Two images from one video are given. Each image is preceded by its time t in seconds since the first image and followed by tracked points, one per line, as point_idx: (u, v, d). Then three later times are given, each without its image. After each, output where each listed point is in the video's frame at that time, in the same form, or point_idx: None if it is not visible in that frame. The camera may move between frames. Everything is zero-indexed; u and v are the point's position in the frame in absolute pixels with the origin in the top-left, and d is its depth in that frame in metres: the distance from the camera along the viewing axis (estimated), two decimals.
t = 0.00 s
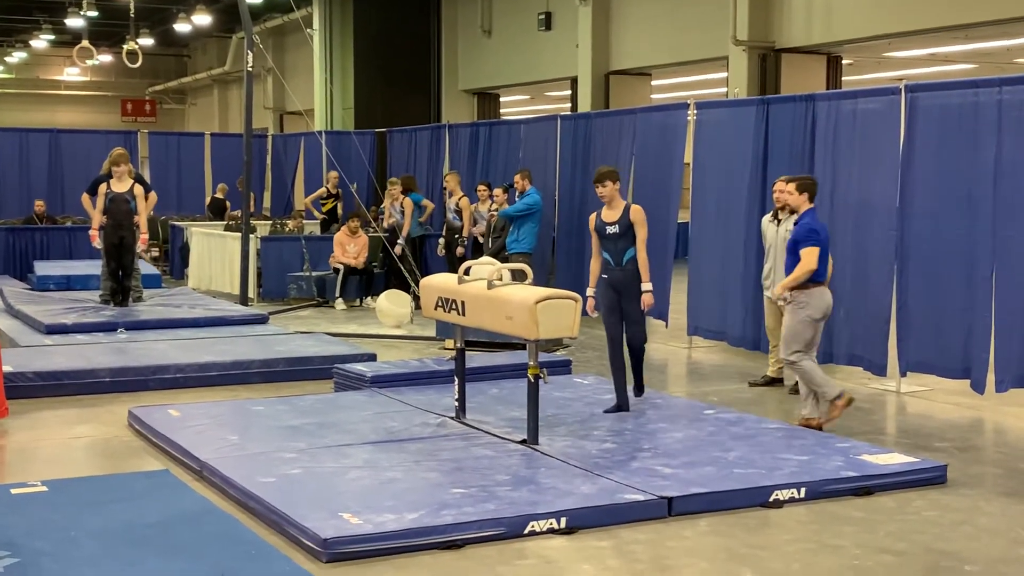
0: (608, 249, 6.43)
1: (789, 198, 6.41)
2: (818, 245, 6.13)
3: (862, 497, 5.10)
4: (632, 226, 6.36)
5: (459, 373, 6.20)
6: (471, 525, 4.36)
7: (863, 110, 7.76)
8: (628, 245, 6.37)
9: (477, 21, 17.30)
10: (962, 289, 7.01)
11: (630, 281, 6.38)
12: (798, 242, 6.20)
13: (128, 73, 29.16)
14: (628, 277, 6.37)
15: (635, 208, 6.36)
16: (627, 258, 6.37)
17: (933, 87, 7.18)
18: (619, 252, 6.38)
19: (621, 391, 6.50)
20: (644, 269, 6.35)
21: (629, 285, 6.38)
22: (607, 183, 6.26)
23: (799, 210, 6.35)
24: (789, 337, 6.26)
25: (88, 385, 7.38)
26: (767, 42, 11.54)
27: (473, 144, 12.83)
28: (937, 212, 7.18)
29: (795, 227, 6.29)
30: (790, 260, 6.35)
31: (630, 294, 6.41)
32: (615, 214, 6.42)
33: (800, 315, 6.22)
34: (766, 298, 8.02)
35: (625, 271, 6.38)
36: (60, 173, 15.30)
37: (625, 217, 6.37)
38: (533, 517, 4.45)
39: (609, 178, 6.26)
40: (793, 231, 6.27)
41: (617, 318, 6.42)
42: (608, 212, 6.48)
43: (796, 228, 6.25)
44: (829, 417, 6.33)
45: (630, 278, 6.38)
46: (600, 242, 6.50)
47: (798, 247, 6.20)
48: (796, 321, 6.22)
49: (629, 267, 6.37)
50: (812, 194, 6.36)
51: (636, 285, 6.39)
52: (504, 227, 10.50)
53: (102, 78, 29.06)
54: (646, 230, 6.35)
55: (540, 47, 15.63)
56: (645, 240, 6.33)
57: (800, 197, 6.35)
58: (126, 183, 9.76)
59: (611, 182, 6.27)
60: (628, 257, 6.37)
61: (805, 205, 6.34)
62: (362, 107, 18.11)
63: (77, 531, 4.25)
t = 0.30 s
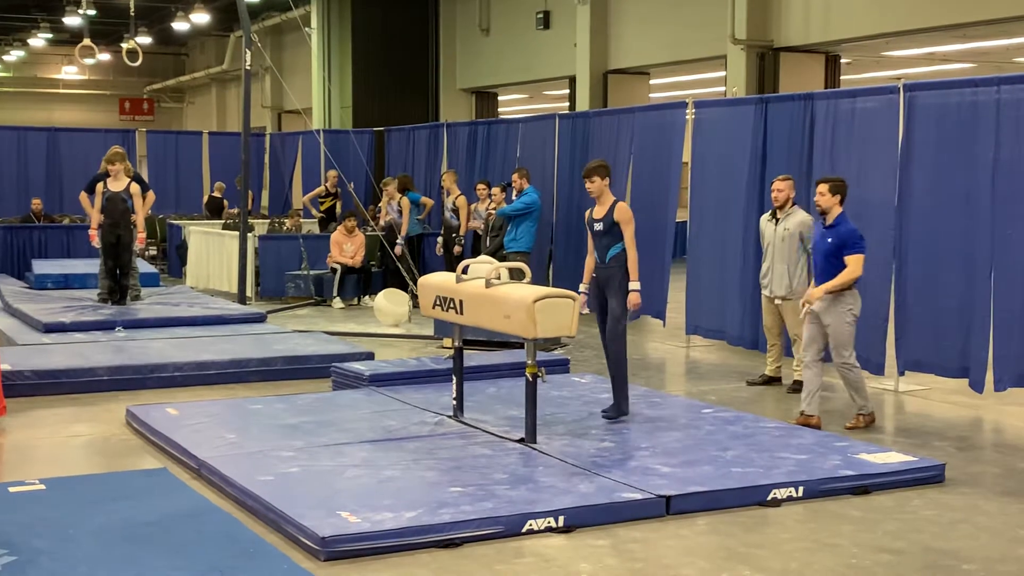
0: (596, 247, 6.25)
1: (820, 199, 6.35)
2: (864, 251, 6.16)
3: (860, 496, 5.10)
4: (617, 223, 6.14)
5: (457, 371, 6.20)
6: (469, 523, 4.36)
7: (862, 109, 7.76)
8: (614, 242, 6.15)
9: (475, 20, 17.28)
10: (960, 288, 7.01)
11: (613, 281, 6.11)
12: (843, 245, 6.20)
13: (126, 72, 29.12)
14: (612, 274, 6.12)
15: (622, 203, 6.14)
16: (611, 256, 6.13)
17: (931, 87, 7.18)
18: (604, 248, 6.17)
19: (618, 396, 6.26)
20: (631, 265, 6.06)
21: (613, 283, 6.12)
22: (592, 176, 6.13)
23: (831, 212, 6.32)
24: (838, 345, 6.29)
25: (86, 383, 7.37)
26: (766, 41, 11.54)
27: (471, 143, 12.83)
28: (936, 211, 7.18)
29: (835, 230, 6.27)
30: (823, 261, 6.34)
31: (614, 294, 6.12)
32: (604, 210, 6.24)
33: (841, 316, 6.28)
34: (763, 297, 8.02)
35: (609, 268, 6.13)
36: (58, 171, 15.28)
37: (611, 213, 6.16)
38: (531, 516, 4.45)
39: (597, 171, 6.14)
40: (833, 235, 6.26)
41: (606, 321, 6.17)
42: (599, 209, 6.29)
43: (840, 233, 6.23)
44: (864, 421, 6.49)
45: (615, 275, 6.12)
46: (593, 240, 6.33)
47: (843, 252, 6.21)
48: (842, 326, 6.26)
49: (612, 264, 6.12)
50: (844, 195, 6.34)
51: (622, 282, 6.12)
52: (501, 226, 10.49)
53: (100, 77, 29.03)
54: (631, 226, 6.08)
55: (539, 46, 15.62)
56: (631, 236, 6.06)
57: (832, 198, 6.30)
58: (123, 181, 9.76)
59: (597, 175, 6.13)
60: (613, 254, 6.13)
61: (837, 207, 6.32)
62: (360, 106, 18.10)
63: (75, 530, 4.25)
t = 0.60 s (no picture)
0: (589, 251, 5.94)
1: (844, 191, 6.40)
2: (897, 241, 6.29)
3: (859, 493, 5.10)
4: (603, 227, 5.80)
5: (457, 368, 6.19)
6: (469, 519, 4.36)
7: (861, 106, 7.75)
8: (600, 246, 5.82)
9: (475, 16, 17.25)
10: (960, 285, 7.01)
11: (597, 287, 5.79)
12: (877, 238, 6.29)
13: (125, 67, 29.10)
14: (596, 279, 5.80)
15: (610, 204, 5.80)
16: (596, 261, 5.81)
17: (931, 84, 7.18)
18: (592, 252, 5.86)
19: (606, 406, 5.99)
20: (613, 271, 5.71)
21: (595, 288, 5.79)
22: (585, 175, 5.89)
23: (856, 204, 6.39)
24: (863, 336, 6.38)
25: (85, 378, 7.38)
26: (766, 38, 11.53)
27: (471, 139, 12.82)
28: (936, 208, 7.17)
29: (863, 223, 6.36)
30: (851, 254, 6.41)
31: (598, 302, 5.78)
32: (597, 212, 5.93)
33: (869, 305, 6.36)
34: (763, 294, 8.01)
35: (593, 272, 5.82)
36: (57, 166, 15.27)
37: (599, 215, 5.82)
38: (530, 512, 4.45)
39: (591, 171, 5.88)
40: (864, 227, 6.34)
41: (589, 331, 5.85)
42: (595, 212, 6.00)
43: (871, 226, 6.33)
44: (864, 418, 6.50)
45: (599, 281, 5.79)
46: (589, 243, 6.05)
47: (878, 244, 6.30)
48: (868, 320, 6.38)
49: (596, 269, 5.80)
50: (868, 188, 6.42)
51: (605, 289, 5.77)
52: (502, 223, 10.52)
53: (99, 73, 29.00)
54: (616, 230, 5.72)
55: (539, 42, 15.60)
56: (615, 240, 5.70)
57: (858, 191, 6.36)
58: (121, 176, 9.78)
59: (590, 175, 5.87)
60: (598, 259, 5.80)
61: (861, 199, 6.39)
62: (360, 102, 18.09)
63: (75, 525, 4.25)
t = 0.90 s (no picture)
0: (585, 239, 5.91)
1: (857, 189, 6.44)
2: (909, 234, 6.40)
3: (857, 490, 5.11)
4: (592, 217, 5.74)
5: (455, 364, 6.18)
6: (468, 516, 4.36)
7: (861, 103, 7.75)
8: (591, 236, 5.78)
9: (474, 13, 17.22)
10: (958, 282, 7.01)
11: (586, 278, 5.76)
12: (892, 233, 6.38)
13: (124, 63, 29.09)
14: (586, 271, 5.78)
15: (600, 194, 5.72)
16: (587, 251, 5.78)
17: (930, 81, 7.18)
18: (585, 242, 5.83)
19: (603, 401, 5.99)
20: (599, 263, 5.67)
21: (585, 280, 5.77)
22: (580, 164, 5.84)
23: (868, 201, 6.44)
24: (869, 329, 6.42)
25: (84, 375, 7.37)
26: (766, 35, 11.52)
27: (470, 135, 12.81)
28: (935, 206, 7.17)
29: (875, 219, 6.42)
30: (863, 249, 6.45)
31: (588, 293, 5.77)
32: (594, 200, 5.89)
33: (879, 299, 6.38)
34: (762, 291, 8.01)
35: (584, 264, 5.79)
36: (56, 162, 15.26)
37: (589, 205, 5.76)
38: (529, 509, 4.45)
39: (585, 160, 5.84)
40: (877, 223, 6.40)
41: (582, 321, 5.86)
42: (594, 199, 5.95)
43: (884, 221, 6.39)
44: (863, 415, 6.51)
45: (589, 273, 5.77)
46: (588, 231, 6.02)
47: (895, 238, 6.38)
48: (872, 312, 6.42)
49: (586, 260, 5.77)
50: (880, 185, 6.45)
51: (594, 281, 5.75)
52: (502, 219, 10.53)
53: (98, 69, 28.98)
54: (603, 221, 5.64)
55: (538, 39, 15.58)
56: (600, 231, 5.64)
57: (871, 188, 6.40)
58: (118, 172, 9.76)
59: (584, 165, 5.84)
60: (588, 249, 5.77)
61: (873, 196, 6.44)
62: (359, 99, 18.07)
63: (73, 522, 4.25)
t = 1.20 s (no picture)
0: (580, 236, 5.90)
1: (857, 191, 6.48)
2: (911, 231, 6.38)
3: (854, 489, 5.11)
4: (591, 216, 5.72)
5: (453, 363, 6.18)
6: (465, 515, 4.36)
7: (859, 103, 7.76)
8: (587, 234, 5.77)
9: (472, 12, 17.22)
10: (955, 281, 7.01)
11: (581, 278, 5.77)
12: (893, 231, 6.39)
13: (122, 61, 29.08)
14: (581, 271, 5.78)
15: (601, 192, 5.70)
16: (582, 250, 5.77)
17: (928, 81, 7.19)
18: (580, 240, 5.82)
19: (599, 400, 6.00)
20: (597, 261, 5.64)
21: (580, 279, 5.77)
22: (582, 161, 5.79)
23: (868, 203, 6.47)
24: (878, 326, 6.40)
25: (81, 373, 7.37)
26: (763, 34, 11.52)
27: (468, 134, 12.81)
28: (932, 205, 7.17)
29: (875, 220, 6.44)
30: (867, 251, 6.47)
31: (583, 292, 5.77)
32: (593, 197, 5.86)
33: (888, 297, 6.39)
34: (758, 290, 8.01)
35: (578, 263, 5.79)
36: (53, 160, 15.24)
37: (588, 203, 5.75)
38: (526, 508, 4.45)
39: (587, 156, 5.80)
40: (878, 224, 6.41)
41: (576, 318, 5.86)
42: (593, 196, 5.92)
43: (885, 222, 6.40)
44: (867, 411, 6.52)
45: (584, 273, 5.76)
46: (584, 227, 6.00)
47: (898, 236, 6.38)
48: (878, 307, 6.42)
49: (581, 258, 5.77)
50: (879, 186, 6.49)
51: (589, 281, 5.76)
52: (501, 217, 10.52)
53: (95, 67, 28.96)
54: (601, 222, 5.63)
55: (536, 38, 15.58)
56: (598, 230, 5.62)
57: (870, 190, 6.45)
58: (116, 170, 9.75)
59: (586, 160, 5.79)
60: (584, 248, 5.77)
61: (873, 198, 6.48)
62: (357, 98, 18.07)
63: (69, 520, 4.24)
